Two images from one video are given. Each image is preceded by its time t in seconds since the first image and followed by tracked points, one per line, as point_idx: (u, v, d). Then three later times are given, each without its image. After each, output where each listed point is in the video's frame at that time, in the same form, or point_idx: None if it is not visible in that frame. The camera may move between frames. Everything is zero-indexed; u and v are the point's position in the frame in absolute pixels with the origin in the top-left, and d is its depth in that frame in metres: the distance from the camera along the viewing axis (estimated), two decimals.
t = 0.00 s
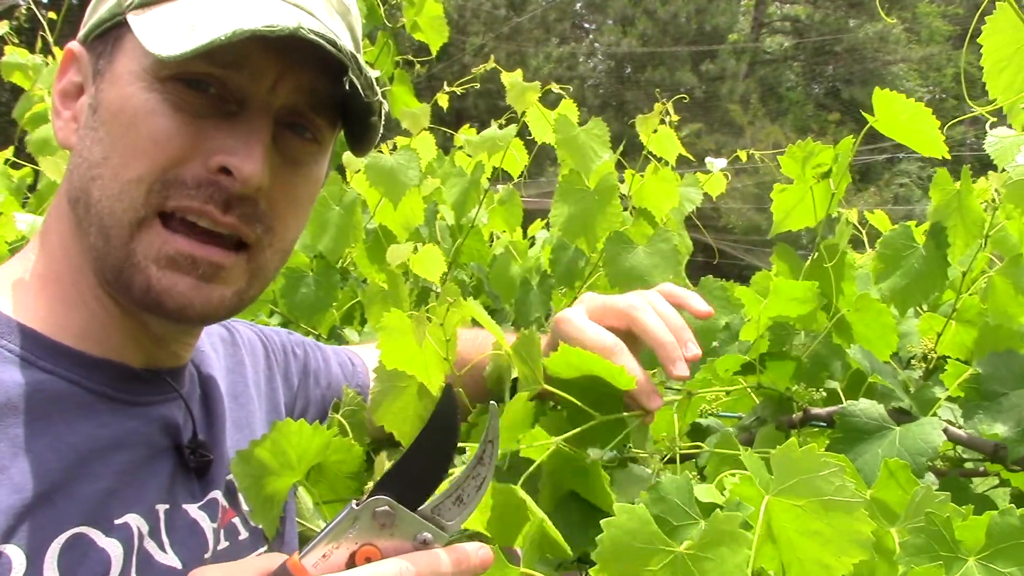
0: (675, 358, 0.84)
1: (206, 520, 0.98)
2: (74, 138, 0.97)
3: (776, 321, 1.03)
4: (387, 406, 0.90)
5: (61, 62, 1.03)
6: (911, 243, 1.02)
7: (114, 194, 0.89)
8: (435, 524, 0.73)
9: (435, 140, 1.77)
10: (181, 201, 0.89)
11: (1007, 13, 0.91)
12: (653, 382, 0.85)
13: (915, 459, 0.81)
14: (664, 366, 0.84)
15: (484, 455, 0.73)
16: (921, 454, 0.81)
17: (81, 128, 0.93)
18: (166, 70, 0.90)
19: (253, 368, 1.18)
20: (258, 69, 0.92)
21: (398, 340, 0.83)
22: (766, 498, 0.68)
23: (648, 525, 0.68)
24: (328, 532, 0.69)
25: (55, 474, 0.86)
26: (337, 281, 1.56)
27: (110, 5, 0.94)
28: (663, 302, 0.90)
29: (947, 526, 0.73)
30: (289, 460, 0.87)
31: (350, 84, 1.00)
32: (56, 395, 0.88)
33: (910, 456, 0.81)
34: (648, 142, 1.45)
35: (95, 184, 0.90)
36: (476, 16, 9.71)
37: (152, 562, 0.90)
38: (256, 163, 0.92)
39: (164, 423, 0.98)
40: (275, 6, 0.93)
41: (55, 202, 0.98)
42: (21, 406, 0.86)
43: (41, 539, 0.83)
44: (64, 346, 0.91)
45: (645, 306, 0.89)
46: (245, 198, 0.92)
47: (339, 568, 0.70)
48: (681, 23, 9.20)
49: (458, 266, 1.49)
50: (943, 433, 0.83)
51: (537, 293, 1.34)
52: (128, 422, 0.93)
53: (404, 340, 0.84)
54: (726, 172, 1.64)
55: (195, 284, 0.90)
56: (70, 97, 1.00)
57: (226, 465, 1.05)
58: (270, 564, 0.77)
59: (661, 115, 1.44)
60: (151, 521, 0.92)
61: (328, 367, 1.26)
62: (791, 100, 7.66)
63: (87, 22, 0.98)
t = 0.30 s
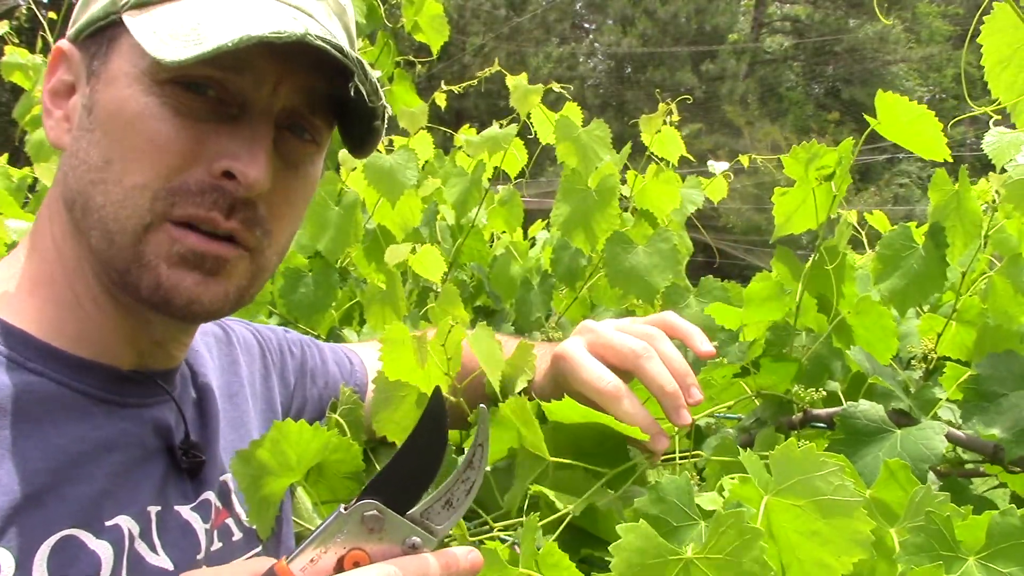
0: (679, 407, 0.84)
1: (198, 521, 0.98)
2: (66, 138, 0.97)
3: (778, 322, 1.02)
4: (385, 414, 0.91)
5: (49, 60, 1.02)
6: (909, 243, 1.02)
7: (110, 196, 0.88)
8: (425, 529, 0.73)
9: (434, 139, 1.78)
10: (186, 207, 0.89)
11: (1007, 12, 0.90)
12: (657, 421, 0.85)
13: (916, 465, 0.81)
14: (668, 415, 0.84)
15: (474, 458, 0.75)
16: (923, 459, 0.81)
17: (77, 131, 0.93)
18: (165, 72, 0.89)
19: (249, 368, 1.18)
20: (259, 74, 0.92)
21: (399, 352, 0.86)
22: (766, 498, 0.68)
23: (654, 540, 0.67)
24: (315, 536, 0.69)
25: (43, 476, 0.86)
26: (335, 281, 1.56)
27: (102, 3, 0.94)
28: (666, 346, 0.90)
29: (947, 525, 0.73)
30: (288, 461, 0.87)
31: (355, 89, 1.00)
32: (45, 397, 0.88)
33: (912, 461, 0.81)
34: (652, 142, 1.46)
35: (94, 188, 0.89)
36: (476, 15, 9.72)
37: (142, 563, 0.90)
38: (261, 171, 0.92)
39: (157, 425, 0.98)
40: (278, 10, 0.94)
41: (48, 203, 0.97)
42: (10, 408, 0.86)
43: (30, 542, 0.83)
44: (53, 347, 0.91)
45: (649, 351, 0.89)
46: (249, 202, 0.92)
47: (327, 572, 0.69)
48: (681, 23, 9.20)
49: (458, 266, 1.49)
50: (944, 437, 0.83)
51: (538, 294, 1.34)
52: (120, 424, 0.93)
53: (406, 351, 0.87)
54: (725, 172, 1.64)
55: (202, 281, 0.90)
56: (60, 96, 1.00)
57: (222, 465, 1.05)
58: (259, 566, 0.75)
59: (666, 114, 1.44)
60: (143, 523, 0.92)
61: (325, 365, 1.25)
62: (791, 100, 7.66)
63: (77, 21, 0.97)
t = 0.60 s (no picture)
0: (671, 374, 0.84)
1: (197, 512, 0.98)
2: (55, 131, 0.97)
3: (777, 321, 1.03)
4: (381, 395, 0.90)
5: (40, 56, 1.02)
6: (907, 243, 1.02)
7: (99, 186, 0.88)
8: (423, 507, 0.72)
9: (436, 140, 1.78)
10: (170, 193, 0.89)
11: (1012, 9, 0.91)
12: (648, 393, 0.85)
13: (917, 459, 0.81)
14: (660, 381, 0.84)
15: (471, 437, 0.74)
16: (924, 454, 0.81)
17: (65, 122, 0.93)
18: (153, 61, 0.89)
19: (246, 363, 1.18)
20: (241, 59, 0.92)
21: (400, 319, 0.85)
22: (766, 494, 0.68)
23: (655, 524, 0.67)
24: (314, 518, 0.69)
25: (43, 469, 0.86)
26: (338, 279, 1.56)
27: None
28: (661, 316, 0.90)
29: (946, 521, 0.72)
30: (290, 454, 0.87)
31: (338, 73, 1.01)
32: (40, 390, 0.88)
33: (912, 456, 0.81)
34: (651, 142, 1.45)
35: (77, 176, 0.89)
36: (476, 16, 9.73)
37: (143, 555, 0.90)
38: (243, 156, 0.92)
39: (154, 417, 0.98)
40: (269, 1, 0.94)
41: (38, 196, 0.97)
42: (8, 401, 0.86)
43: (30, 534, 0.83)
44: (48, 341, 0.90)
45: (644, 318, 0.89)
46: (234, 188, 0.92)
47: (327, 554, 0.69)
48: (681, 23, 9.21)
49: (459, 266, 1.49)
50: (943, 433, 0.83)
51: (538, 293, 1.33)
52: (118, 417, 0.93)
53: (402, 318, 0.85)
54: (725, 173, 1.64)
55: (191, 267, 0.90)
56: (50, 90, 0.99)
57: (221, 459, 1.05)
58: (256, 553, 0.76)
59: (666, 114, 1.44)
60: (142, 515, 0.92)
61: (321, 359, 1.26)
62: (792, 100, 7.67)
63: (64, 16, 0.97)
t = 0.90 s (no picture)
0: (678, 378, 0.83)
1: (200, 515, 0.98)
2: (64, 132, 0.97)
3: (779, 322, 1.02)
4: (384, 392, 0.90)
5: (48, 57, 1.02)
6: (909, 242, 1.02)
7: (109, 188, 0.88)
8: (427, 513, 0.73)
9: (438, 141, 1.79)
10: (176, 194, 0.89)
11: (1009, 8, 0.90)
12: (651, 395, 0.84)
13: (919, 460, 0.81)
14: (666, 386, 0.83)
15: (476, 442, 0.74)
16: (925, 454, 0.81)
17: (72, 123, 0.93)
18: (163, 62, 0.90)
19: (249, 366, 1.18)
20: (252, 61, 0.93)
21: (406, 319, 0.86)
22: (771, 494, 0.69)
23: (657, 520, 0.67)
24: (318, 522, 0.69)
25: (48, 470, 0.86)
26: (341, 278, 1.55)
27: None
28: (671, 321, 0.90)
29: (947, 522, 0.73)
30: (292, 458, 0.87)
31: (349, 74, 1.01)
32: (46, 391, 0.89)
33: (915, 457, 0.82)
34: (655, 144, 1.45)
35: (83, 177, 0.89)
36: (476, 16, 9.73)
37: (146, 558, 0.90)
38: (252, 162, 0.92)
39: (159, 419, 0.98)
40: None
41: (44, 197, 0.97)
42: (13, 402, 0.86)
43: (33, 535, 0.83)
44: (51, 341, 0.91)
45: (653, 323, 0.88)
46: (241, 190, 0.93)
47: (329, 558, 0.69)
48: (681, 23, 9.21)
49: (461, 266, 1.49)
50: (945, 433, 0.83)
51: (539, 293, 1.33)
52: (123, 418, 0.94)
53: (408, 320, 0.86)
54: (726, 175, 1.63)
55: (196, 272, 0.90)
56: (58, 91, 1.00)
57: (223, 463, 1.05)
58: (261, 556, 0.76)
59: (669, 117, 1.44)
60: (146, 518, 0.92)
61: (324, 364, 1.25)
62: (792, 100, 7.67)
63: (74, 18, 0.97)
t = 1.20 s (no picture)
0: (679, 391, 0.83)
1: (204, 517, 0.98)
2: (73, 135, 0.91)
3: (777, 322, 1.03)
4: (384, 395, 0.91)
5: (31, 54, 0.94)
6: (911, 242, 1.02)
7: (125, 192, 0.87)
8: (429, 518, 0.72)
9: (438, 141, 1.80)
10: (246, 204, 0.89)
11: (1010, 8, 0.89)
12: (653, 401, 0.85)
13: (918, 458, 0.81)
14: (666, 398, 0.84)
15: (478, 446, 0.75)
16: (924, 452, 0.81)
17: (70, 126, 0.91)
18: (194, 69, 0.87)
19: (252, 364, 1.18)
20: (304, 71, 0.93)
21: (407, 329, 0.87)
22: (770, 494, 0.69)
23: (655, 526, 0.67)
24: (320, 529, 0.69)
25: (50, 475, 0.86)
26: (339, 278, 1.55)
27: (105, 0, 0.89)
28: (672, 331, 0.90)
29: (947, 522, 0.73)
30: (292, 457, 0.87)
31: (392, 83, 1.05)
32: (49, 395, 0.89)
33: (913, 455, 0.81)
34: (655, 145, 1.46)
35: (136, 190, 0.86)
36: (475, 16, 9.73)
37: (150, 561, 0.90)
38: (307, 167, 0.93)
39: (162, 421, 0.98)
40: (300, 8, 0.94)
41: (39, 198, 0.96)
42: (17, 407, 0.87)
43: (38, 539, 0.84)
44: (51, 342, 0.91)
45: (654, 332, 0.88)
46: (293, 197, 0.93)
47: (332, 564, 0.69)
48: (681, 23, 9.22)
49: (461, 267, 1.49)
50: (944, 430, 0.83)
51: (539, 292, 1.31)
52: (125, 421, 0.94)
53: (409, 326, 0.87)
54: (727, 177, 1.63)
55: (262, 270, 0.90)
56: (54, 91, 0.92)
57: (226, 462, 1.05)
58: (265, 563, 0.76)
59: (668, 117, 1.44)
60: (150, 521, 0.92)
61: (326, 361, 1.26)
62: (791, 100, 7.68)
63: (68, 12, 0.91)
